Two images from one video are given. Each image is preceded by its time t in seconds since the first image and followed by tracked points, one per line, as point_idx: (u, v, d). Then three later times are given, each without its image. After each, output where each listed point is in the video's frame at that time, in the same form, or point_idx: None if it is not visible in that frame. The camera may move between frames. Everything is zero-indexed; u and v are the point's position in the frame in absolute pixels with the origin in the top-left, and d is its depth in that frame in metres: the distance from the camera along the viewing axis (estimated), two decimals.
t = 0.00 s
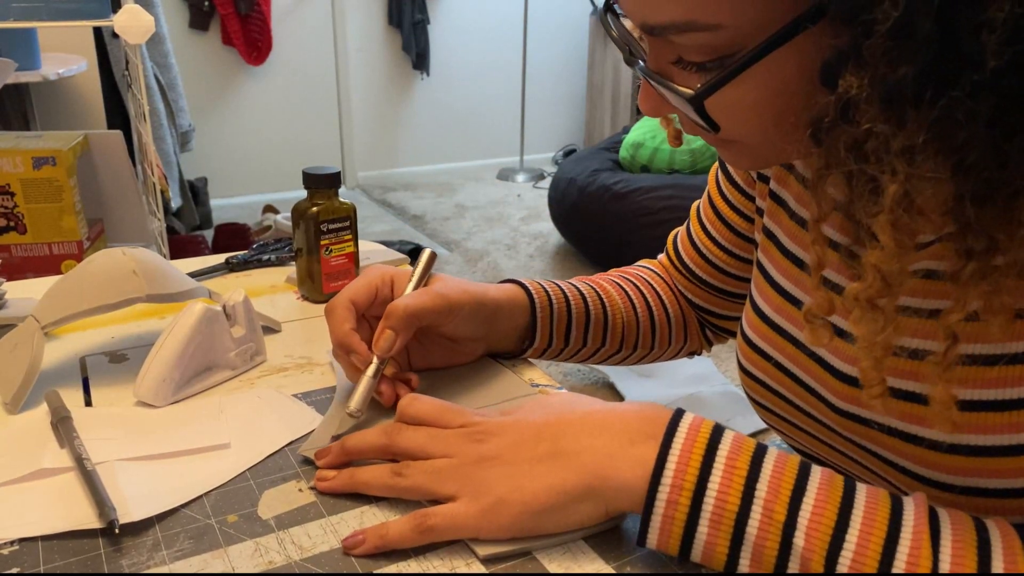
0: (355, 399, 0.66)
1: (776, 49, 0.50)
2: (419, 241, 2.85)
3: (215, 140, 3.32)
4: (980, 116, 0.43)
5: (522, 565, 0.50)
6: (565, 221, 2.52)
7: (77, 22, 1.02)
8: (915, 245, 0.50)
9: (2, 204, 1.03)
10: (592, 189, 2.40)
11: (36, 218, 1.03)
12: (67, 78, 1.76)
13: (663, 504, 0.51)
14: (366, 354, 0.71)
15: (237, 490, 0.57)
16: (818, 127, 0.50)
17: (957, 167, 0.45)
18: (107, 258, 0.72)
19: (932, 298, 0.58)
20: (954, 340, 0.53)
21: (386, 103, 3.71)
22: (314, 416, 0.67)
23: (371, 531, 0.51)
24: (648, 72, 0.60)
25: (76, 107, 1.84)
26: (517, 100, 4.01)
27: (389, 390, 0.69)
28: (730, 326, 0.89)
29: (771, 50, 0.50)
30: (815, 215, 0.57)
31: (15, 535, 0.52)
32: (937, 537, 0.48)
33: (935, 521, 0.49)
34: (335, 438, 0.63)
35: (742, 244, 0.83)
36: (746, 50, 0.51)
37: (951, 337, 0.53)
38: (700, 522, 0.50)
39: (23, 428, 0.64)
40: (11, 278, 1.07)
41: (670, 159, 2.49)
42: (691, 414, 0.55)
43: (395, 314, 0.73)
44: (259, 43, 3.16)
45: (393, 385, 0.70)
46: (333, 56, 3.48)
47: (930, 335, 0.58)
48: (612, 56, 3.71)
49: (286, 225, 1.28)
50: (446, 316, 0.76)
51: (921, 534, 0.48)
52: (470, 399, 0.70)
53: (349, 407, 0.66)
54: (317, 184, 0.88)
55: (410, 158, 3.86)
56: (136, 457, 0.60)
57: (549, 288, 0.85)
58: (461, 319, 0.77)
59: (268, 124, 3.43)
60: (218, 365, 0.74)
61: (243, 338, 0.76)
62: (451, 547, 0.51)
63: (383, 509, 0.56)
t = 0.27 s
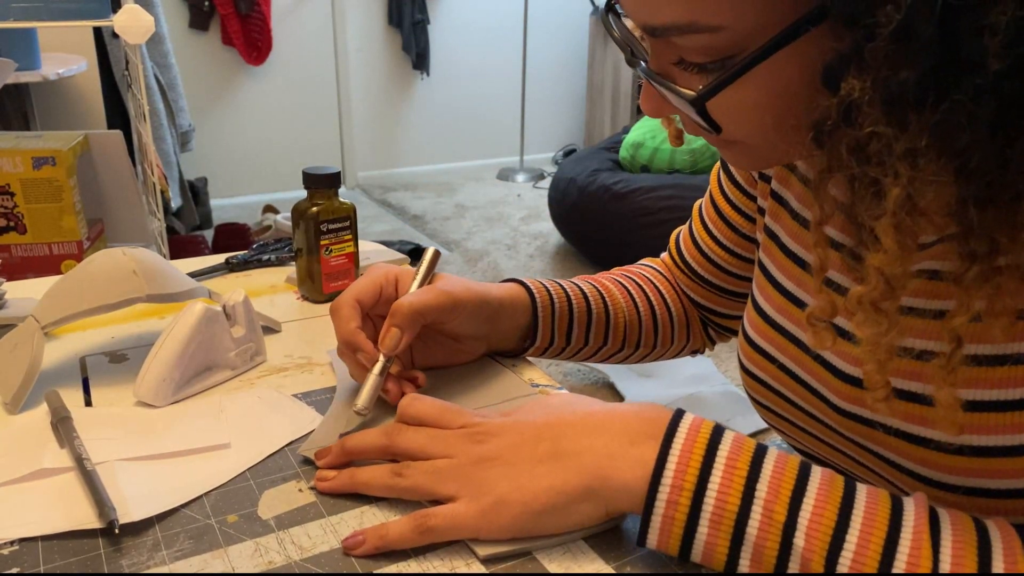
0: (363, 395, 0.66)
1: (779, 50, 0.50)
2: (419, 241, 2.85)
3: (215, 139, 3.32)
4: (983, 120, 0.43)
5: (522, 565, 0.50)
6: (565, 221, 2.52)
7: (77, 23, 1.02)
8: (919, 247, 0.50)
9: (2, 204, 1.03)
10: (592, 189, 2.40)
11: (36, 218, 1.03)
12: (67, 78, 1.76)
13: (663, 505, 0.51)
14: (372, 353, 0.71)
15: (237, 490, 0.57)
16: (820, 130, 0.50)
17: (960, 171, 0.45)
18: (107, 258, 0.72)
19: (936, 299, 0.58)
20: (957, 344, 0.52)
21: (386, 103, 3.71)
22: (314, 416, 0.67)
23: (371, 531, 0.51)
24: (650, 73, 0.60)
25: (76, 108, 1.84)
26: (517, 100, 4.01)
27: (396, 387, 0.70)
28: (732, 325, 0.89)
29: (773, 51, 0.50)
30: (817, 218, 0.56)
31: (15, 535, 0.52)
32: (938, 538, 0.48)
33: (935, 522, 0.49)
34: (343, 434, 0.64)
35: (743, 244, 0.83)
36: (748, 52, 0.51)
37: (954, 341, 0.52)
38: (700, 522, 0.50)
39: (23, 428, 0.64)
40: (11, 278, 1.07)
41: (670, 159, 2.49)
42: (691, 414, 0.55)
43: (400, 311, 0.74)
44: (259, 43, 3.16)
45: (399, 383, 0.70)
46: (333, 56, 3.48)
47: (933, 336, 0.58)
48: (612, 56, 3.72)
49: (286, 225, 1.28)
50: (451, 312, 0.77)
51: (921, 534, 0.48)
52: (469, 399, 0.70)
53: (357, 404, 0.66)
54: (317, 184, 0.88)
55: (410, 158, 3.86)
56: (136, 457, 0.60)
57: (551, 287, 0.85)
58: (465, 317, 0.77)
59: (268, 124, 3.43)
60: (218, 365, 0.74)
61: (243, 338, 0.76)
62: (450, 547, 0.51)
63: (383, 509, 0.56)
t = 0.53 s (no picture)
0: (372, 393, 0.66)
1: (784, 52, 0.50)
2: (419, 241, 2.85)
3: (215, 140, 3.32)
4: (989, 121, 0.43)
5: (522, 565, 0.50)
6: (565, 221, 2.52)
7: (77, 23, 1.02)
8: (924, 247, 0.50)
9: (2, 204, 1.03)
10: (592, 189, 2.40)
11: (36, 218, 1.03)
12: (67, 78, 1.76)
13: (663, 505, 0.51)
14: (380, 351, 0.72)
15: (237, 490, 0.57)
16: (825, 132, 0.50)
17: (966, 173, 0.45)
18: (108, 258, 0.72)
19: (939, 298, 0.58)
20: (962, 346, 0.52)
21: (386, 103, 3.71)
22: (313, 416, 0.67)
23: (370, 531, 0.51)
24: (653, 73, 0.60)
25: (76, 108, 1.84)
26: (517, 100, 4.01)
27: (402, 385, 0.70)
28: (735, 324, 0.89)
29: (778, 52, 0.50)
30: (821, 220, 0.56)
31: (15, 535, 0.52)
32: (938, 537, 0.48)
33: (936, 522, 0.49)
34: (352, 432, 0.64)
35: (746, 243, 0.83)
36: (753, 52, 0.51)
37: (959, 343, 0.52)
38: (699, 523, 0.50)
39: (23, 428, 0.64)
40: (11, 278, 1.07)
41: (670, 159, 2.49)
42: (692, 414, 0.55)
43: (407, 309, 0.74)
44: (259, 43, 3.16)
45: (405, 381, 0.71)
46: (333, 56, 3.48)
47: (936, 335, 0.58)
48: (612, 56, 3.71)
49: (286, 225, 1.28)
50: (456, 310, 0.77)
51: (921, 534, 0.48)
52: (469, 399, 0.70)
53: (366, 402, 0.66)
54: (317, 184, 0.88)
55: (410, 158, 3.86)
56: (136, 457, 0.60)
57: (554, 286, 0.85)
58: (470, 315, 0.77)
59: (268, 124, 3.43)
60: (218, 365, 0.74)
61: (244, 338, 0.76)
62: (451, 547, 0.51)
63: (383, 509, 0.56)
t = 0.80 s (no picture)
0: (379, 391, 0.67)
1: (788, 53, 0.50)
2: (419, 241, 2.85)
3: (215, 139, 3.32)
4: (994, 121, 0.43)
5: (522, 565, 0.50)
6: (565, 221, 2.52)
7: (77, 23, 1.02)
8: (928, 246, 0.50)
9: (2, 205, 1.03)
10: (593, 189, 2.40)
11: (36, 218, 1.03)
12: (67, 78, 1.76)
13: (662, 506, 0.51)
14: (387, 349, 0.72)
15: (237, 490, 0.57)
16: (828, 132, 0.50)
17: (971, 173, 0.45)
18: (108, 258, 0.72)
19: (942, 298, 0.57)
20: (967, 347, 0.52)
21: (386, 103, 3.71)
22: (313, 415, 0.67)
23: (371, 531, 0.51)
24: (655, 73, 0.60)
25: (76, 108, 1.84)
26: (517, 100, 4.01)
27: (409, 383, 0.70)
28: (737, 323, 0.89)
29: (782, 53, 0.50)
30: (824, 220, 0.56)
31: (15, 535, 0.52)
32: (938, 537, 0.48)
33: (937, 522, 0.49)
34: (359, 430, 0.64)
35: (747, 243, 0.83)
36: (757, 53, 0.51)
37: (964, 344, 0.52)
38: (699, 523, 0.50)
39: (22, 428, 0.64)
40: (11, 278, 1.07)
41: (670, 159, 2.49)
42: (692, 414, 0.56)
43: (414, 308, 0.74)
44: (259, 43, 3.16)
45: (411, 379, 0.71)
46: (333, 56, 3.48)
47: (940, 334, 0.58)
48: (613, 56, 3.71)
49: (286, 225, 1.28)
50: (462, 309, 0.77)
51: (922, 534, 0.48)
52: (469, 399, 0.70)
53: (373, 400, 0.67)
54: (318, 184, 0.88)
55: (410, 158, 3.86)
56: (136, 457, 0.60)
57: (556, 285, 0.85)
58: (475, 313, 0.78)
59: (268, 124, 3.43)
60: (218, 365, 0.74)
61: (244, 338, 0.76)
62: (451, 547, 0.51)
63: (383, 509, 0.56)
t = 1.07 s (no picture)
0: (385, 389, 0.67)
1: (789, 53, 0.50)
2: (419, 241, 2.85)
3: (214, 139, 3.32)
4: (998, 121, 0.43)
5: (522, 565, 0.50)
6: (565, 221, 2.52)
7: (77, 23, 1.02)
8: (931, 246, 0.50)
9: (2, 205, 1.03)
10: (592, 189, 2.40)
11: (36, 218, 1.03)
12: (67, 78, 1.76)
13: (662, 506, 0.51)
14: (393, 347, 0.72)
15: (237, 490, 0.57)
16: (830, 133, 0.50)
17: (975, 173, 0.45)
18: (108, 258, 0.72)
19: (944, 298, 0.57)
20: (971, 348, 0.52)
21: (386, 103, 3.71)
22: (313, 416, 0.67)
23: (371, 531, 0.51)
24: (656, 73, 0.60)
25: (76, 108, 1.84)
26: (517, 100, 4.01)
27: (415, 381, 0.70)
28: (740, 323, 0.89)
29: (784, 53, 0.50)
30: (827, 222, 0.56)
31: (15, 535, 0.52)
32: (938, 536, 0.48)
33: (937, 521, 0.49)
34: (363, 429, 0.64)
35: (746, 242, 0.83)
36: (759, 53, 0.51)
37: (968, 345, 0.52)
38: (699, 523, 0.50)
39: (22, 428, 0.64)
40: (11, 278, 1.06)
41: (670, 159, 2.49)
42: (692, 414, 0.56)
43: (421, 306, 0.75)
44: (259, 43, 3.16)
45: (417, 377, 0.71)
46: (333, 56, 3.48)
47: (942, 334, 0.58)
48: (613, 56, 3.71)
49: (286, 225, 1.28)
50: (467, 307, 0.77)
51: (922, 534, 0.48)
52: (469, 399, 0.70)
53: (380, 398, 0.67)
54: (318, 184, 0.88)
55: (410, 158, 3.86)
56: (136, 457, 0.60)
57: (559, 285, 0.85)
58: (479, 312, 0.78)
59: (268, 124, 3.43)
60: (218, 365, 0.74)
61: (244, 338, 0.76)
62: (451, 547, 0.51)
63: (382, 509, 0.56)
